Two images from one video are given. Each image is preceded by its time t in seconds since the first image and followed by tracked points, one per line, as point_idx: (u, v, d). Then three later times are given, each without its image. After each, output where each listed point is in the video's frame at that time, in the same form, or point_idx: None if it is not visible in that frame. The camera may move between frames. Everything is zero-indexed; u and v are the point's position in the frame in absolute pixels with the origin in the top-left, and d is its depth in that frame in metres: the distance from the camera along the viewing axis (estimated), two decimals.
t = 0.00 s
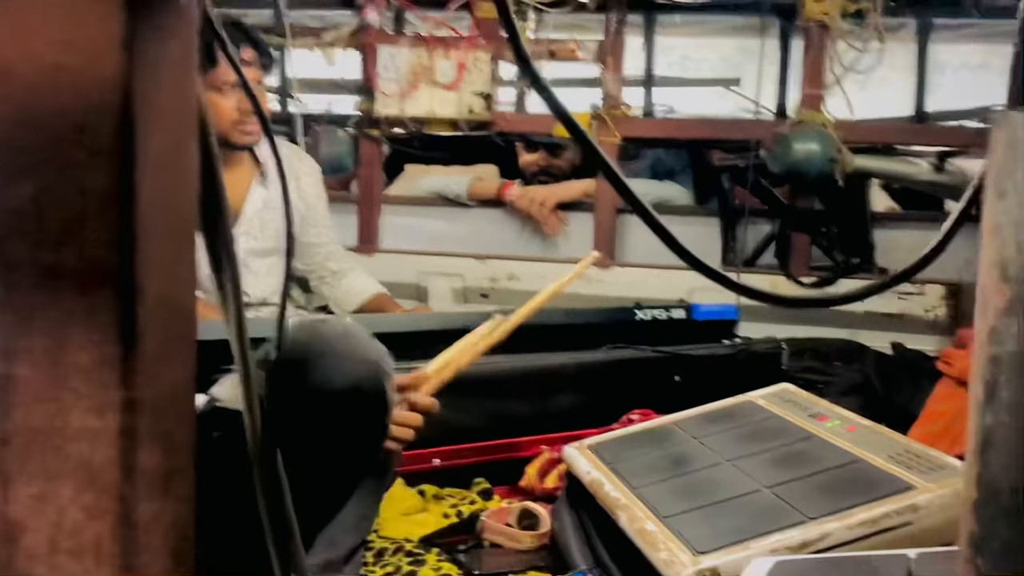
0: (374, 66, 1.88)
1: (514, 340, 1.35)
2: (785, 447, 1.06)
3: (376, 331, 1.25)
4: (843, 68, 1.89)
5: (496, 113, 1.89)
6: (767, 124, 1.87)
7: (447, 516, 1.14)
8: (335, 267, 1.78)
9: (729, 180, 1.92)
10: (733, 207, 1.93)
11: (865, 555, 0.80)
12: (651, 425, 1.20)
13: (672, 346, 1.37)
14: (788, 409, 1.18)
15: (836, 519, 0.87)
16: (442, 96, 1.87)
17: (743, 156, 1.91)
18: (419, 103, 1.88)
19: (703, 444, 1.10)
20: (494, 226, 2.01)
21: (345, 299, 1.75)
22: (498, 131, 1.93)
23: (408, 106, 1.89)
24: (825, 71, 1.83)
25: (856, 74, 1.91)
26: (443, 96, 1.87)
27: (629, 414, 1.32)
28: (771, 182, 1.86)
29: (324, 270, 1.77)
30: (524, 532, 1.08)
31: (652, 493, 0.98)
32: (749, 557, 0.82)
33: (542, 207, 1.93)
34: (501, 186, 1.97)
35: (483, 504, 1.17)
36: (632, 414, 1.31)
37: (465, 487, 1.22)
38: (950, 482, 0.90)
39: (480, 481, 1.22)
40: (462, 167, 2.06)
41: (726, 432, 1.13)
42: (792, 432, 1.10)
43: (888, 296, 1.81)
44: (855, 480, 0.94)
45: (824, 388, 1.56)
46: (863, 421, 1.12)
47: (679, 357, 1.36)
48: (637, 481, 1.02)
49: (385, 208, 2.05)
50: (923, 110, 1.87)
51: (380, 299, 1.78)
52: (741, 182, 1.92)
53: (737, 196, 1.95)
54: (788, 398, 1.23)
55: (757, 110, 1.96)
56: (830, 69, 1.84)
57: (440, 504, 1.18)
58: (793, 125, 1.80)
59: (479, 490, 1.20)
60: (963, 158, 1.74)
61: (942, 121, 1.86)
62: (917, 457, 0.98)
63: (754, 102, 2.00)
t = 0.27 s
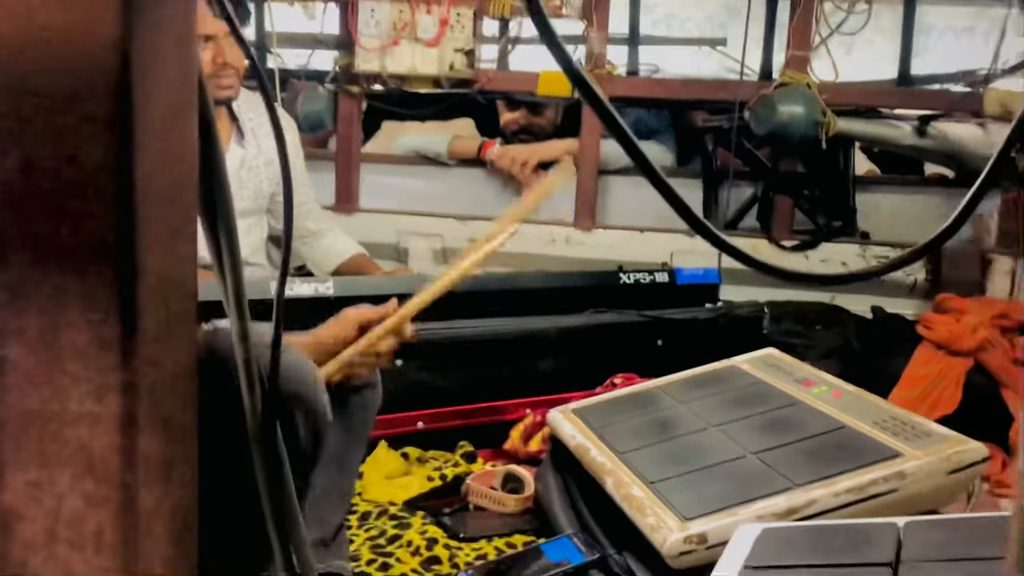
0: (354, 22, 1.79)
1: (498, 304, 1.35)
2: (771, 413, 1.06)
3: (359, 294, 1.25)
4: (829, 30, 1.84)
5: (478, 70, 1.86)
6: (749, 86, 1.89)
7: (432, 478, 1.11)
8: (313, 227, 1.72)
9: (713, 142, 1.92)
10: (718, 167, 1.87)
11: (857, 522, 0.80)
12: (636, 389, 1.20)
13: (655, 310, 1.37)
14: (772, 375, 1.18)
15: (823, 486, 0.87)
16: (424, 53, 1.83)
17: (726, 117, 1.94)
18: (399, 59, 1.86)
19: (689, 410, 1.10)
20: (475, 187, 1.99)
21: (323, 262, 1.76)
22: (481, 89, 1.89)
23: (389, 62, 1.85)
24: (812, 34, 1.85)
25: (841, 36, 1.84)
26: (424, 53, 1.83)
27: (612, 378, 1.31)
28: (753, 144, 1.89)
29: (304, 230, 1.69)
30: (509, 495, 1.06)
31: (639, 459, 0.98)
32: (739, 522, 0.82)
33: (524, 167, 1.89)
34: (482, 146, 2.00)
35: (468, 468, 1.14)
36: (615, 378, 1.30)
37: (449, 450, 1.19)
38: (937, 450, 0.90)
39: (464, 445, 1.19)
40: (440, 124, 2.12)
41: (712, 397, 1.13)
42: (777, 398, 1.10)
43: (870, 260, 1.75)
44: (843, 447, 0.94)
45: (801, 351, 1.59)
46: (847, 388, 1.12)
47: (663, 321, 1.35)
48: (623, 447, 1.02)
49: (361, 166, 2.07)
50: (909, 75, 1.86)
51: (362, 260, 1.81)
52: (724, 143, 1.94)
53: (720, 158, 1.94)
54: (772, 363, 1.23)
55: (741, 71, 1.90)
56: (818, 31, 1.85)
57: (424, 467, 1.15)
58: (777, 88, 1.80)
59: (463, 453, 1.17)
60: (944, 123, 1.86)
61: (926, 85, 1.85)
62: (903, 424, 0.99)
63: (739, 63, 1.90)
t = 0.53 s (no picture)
0: None
1: (495, 278, 1.33)
2: (766, 389, 1.06)
3: (353, 269, 1.23)
4: (824, 5, 1.91)
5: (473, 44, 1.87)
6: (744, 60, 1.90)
7: (425, 453, 1.09)
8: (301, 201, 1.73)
9: (706, 115, 1.85)
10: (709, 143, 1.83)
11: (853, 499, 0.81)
12: (631, 364, 1.20)
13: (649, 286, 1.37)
14: (766, 350, 1.19)
15: (819, 462, 0.87)
16: (416, 24, 1.77)
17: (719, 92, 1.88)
18: (391, 31, 1.75)
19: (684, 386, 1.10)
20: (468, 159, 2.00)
21: (315, 234, 1.67)
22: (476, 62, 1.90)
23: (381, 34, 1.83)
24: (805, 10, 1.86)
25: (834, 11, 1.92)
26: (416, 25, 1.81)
27: (606, 353, 1.32)
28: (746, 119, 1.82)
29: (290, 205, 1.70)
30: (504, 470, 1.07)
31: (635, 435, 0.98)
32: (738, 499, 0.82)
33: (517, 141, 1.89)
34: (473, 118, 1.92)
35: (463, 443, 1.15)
36: (609, 353, 1.31)
37: (444, 425, 1.17)
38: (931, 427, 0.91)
39: (458, 419, 1.18)
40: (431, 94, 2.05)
41: (705, 372, 1.13)
42: (772, 373, 1.11)
43: (859, 237, 1.84)
44: (838, 423, 0.95)
45: (795, 326, 1.52)
46: (842, 364, 1.13)
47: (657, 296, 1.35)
48: (619, 422, 1.02)
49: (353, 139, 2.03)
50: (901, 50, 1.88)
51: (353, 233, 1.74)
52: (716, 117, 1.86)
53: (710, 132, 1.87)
54: (767, 338, 1.23)
55: (736, 46, 1.94)
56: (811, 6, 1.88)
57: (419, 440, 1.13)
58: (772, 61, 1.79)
59: (457, 426, 1.16)
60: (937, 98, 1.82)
61: (919, 61, 1.86)
62: (899, 401, 0.99)
63: (733, 38, 1.96)
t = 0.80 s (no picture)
0: None
1: (489, 270, 1.33)
2: (764, 381, 1.06)
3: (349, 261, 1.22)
4: None
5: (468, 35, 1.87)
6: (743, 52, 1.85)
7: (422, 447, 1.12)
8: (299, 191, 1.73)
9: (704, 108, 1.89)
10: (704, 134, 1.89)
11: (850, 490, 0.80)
12: (628, 356, 1.20)
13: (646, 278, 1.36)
14: (763, 342, 1.18)
15: (816, 455, 0.87)
16: (414, 17, 1.81)
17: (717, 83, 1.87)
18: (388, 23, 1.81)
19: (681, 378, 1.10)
20: (463, 154, 1.97)
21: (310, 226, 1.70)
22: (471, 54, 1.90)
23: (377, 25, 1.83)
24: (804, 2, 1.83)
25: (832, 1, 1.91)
26: (412, 16, 1.81)
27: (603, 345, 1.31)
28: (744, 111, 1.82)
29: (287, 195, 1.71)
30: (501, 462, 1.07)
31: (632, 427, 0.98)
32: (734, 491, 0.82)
33: (513, 133, 1.90)
34: (470, 110, 1.93)
35: (459, 435, 1.14)
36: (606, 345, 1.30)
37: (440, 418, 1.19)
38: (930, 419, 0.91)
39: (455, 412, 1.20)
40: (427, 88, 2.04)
41: (701, 365, 1.13)
42: (769, 365, 1.11)
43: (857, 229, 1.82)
44: (835, 415, 0.95)
45: (792, 318, 1.52)
46: (840, 356, 1.12)
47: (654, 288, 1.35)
48: (616, 415, 1.02)
49: (350, 132, 2.00)
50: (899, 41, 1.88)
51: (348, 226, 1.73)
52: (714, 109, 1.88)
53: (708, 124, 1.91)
54: (766, 331, 1.23)
55: (734, 38, 1.94)
56: None
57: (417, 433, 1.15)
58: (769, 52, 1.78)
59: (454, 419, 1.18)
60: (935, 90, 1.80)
61: (917, 52, 1.85)
62: (896, 393, 0.99)
63: (731, 29, 1.95)
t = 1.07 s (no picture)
0: None
1: (495, 269, 1.34)
2: (769, 379, 1.06)
3: (355, 260, 1.22)
4: None
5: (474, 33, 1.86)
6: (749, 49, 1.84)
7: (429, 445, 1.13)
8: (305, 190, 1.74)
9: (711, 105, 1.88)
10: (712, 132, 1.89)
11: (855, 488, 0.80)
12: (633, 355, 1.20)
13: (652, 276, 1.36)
14: (769, 341, 1.18)
15: (822, 453, 0.87)
16: (419, 15, 1.81)
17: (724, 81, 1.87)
18: (394, 21, 1.83)
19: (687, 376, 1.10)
20: (471, 151, 1.98)
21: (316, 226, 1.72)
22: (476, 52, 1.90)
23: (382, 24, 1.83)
24: None
25: None
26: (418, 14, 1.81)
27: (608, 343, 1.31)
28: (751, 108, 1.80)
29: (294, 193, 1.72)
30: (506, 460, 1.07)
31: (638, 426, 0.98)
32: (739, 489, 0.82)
33: (519, 131, 1.90)
34: (476, 109, 1.93)
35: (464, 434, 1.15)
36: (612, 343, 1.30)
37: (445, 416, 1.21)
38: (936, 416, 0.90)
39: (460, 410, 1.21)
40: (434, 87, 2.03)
41: (707, 363, 1.13)
42: (775, 363, 1.10)
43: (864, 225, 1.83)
44: (840, 414, 0.95)
45: (799, 316, 1.51)
46: (846, 353, 1.12)
47: (659, 286, 1.35)
48: (620, 413, 1.02)
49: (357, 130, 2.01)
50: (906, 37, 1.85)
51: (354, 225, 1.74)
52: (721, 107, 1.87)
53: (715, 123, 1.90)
54: (771, 329, 1.23)
55: (740, 35, 1.90)
56: None
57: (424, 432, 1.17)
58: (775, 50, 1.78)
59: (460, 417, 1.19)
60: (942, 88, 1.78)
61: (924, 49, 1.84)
62: (901, 390, 0.99)
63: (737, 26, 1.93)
